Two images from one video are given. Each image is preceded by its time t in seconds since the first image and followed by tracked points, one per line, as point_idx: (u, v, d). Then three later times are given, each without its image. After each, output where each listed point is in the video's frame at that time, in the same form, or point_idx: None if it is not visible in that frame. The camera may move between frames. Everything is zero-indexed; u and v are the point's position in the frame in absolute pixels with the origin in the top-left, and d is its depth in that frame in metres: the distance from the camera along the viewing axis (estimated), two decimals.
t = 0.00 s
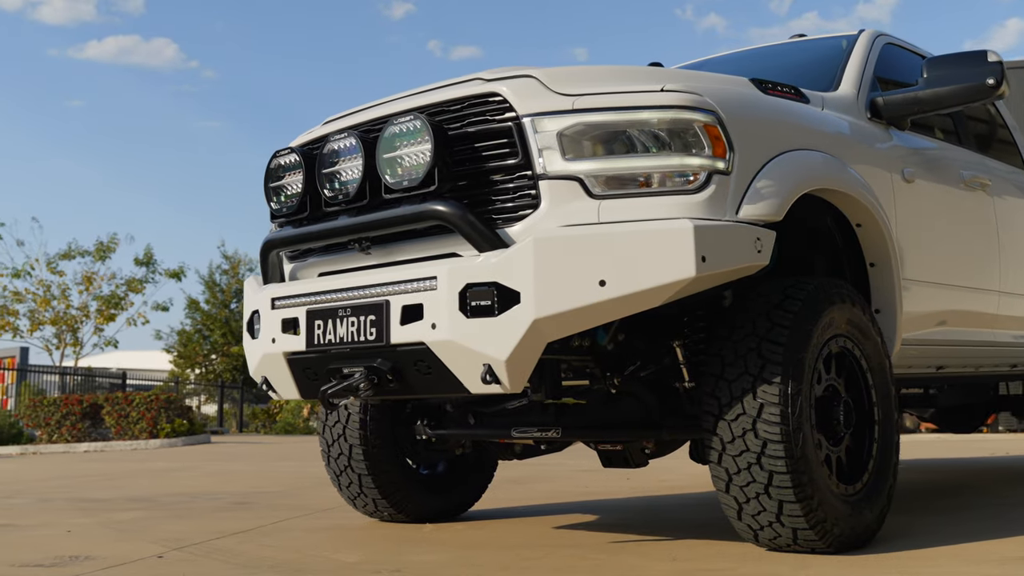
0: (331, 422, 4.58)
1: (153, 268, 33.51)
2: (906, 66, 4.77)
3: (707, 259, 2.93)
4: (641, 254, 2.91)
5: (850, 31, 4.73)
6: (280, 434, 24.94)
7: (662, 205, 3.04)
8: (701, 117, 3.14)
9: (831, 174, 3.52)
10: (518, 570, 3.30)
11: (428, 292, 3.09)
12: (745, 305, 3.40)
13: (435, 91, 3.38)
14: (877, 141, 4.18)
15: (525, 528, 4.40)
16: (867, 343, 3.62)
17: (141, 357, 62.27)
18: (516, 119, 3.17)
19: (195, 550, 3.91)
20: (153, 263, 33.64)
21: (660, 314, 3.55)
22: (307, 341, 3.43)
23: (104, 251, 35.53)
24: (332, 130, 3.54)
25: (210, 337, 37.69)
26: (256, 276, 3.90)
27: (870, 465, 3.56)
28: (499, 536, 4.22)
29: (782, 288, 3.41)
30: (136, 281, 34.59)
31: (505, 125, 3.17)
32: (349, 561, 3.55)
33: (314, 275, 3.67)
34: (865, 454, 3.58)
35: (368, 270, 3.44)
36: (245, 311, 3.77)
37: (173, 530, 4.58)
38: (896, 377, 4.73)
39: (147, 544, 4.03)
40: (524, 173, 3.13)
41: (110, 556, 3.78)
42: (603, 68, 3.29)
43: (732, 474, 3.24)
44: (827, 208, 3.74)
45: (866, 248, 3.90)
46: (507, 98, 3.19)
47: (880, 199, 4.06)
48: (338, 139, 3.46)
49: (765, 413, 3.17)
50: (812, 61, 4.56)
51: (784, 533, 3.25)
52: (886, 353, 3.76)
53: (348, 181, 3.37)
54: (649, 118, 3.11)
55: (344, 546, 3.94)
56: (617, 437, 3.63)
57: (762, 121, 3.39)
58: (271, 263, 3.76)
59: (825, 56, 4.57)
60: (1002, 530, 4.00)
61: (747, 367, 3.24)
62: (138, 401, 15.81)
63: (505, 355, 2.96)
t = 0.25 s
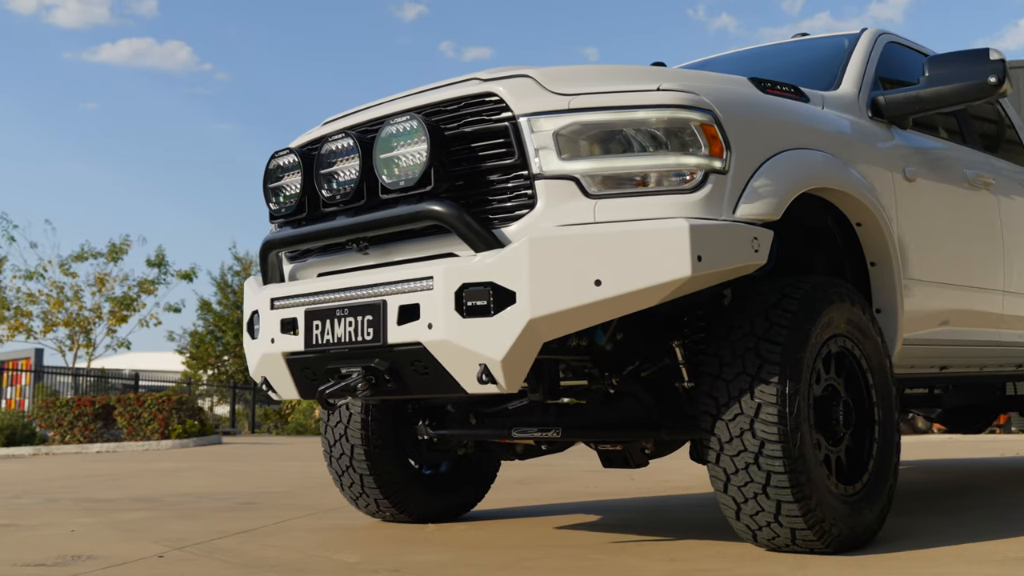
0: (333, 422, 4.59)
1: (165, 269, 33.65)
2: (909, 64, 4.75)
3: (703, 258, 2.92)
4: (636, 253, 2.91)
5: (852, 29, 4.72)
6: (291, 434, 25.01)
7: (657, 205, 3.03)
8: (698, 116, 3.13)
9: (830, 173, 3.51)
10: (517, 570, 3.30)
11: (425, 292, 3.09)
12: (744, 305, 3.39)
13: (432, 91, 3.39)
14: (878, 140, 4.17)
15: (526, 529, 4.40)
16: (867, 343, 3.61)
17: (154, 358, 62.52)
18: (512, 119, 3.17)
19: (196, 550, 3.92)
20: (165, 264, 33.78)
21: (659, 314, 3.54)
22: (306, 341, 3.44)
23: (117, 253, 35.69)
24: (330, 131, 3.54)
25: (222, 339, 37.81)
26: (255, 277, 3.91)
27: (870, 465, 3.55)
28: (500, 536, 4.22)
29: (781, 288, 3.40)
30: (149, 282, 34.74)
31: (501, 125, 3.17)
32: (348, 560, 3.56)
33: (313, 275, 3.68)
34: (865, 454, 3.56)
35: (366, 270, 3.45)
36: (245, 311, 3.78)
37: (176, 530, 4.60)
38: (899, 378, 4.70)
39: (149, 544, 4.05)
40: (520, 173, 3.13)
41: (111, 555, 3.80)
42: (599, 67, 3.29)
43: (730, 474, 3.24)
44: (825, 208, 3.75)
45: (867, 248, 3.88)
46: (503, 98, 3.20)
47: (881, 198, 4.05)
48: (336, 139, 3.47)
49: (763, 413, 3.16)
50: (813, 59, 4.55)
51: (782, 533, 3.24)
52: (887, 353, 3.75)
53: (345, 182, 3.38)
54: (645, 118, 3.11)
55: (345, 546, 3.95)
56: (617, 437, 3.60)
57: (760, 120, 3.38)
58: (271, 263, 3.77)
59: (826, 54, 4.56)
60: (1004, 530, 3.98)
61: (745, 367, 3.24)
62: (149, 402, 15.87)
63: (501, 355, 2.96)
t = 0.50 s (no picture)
0: (335, 422, 4.60)
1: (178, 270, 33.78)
2: (911, 62, 4.73)
3: (699, 258, 2.92)
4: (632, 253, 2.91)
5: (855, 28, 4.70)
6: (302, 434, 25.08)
7: (654, 204, 3.03)
8: (695, 115, 3.13)
9: (829, 172, 3.50)
10: (515, 569, 3.30)
11: (422, 292, 3.10)
12: (742, 305, 3.38)
13: (430, 92, 3.40)
14: (880, 139, 4.15)
15: (528, 529, 4.40)
16: (868, 343, 3.60)
17: (167, 359, 62.78)
18: (509, 119, 3.18)
19: (198, 550, 3.94)
20: (177, 265, 33.91)
21: (658, 313, 3.53)
22: (305, 342, 3.45)
23: (130, 254, 35.81)
24: (329, 131, 3.56)
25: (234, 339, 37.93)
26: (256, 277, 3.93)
27: (870, 465, 3.54)
28: (502, 536, 4.22)
29: (780, 288, 3.39)
30: (161, 284, 34.88)
31: (497, 125, 3.18)
32: (348, 560, 3.57)
33: (312, 275, 3.69)
34: (865, 454, 3.55)
35: (364, 270, 3.46)
36: (246, 311, 3.80)
37: (180, 530, 4.62)
38: (902, 378, 4.69)
39: (152, 543, 4.07)
40: (517, 173, 3.13)
41: (114, 555, 3.82)
42: (596, 67, 3.29)
43: (729, 474, 3.23)
44: (826, 207, 3.74)
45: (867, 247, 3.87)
46: (500, 98, 3.20)
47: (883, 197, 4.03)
48: (334, 140, 3.48)
49: (761, 413, 3.16)
50: (816, 58, 4.54)
51: (781, 533, 3.24)
52: (888, 353, 3.73)
53: (343, 182, 3.39)
54: (641, 117, 3.11)
55: (346, 545, 3.96)
56: (617, 437, 3.58)
57: (758, 119, 3.38)
58: (271, 263, 3.78)
59: (828, 53, 4.54)
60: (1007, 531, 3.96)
61: (743, 367, 3.23)
62: (161, 403, 15.91)
63: (497, 355, 2.96)
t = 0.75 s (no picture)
0: (338, 422, 4.61)
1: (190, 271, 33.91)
2: (915, 61, 4.71)
3: (696, 258, 2.91)
4: (628, 253, 2.91)
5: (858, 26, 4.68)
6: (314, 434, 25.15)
7: (651, 204, 3.03)
8: (693, 114, 3.12)
9: (828, 171, 3.49)
10: (514, 570, 3.30)
11: (419, 292, 3.11)
12: (741, 305, 3.37)
13: (428, 92, 3.40)
14: (882, 138, 4.14)
15: (530, 528, 4.40)
16: (868, 342, 3.58)
17: (180, 359, 63.05)
18: (506, 119, 3.18)
19: (200, 549, 3.96)
20: (189, 266, 34.04)
21: (657, 313, 3.53)
22: (305, 342, 3.46)
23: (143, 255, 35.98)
24: (328, 132, 3.57)
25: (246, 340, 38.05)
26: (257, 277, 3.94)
27: (870, 466, 3.52)
28: (503, 536, 4.22)
29: (779, 287, 3.38)
30: (173, 284, 35.03)
31: (495, 125, 3.18)
32: (348, 560, 3.58)
33: (312, 275, 3.70)
34: (866, 454, 3.54)
35: (363, 270, 3.46)
36: (247, 311, 3.81)
37: (184, 529, 4.64)
38: (905, 377, 4.67)
39: (155, 543, 4.08)
40: (514, 173, 3.13)
41: (116, 554, 3.84)
42: (594, 67, 3.29)
43: (727, 474, 3.22)
44: (826, 206, 3.71)
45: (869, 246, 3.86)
46: (497, 98, 3.20)
47: (884, 196, 4.02)
48: (333, 140, 3.49)
49: (759, 413, 3.15)
50: (818, 57, 4.52)
51: (780, 533, 3.23)
52: (889, 352, 3.72)
53: (342, 183, 3.40)
54: (638, 116, 3.10)
55: (347, 545, 3.97)
56: (616, 437, 3.57)
57: (757, 118, 3.37)
58: (271, 263, 3.79)
59: (830, 52, 4.53)
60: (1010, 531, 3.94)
61: (741, 366, 3.22)
62: (173, 403, 15.97)
63: (494, 355, 2.96)
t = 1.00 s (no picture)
0: (341, 422, 4.62)
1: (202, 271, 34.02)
2: (918, 59, 4.69)
3: (692, 257, 2.91)
4: (625, 252, 2.91)
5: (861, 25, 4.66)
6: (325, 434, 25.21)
7: (648, 203, 3.02)
8: (690, 114, 3.12)
9: (828, 170, 3.48)
10: (512, 569, 3.30)
11: (417, 292, 3.11)
12: (740, 305, 3.37)
13: (426, 92, 3.41)
14: (884, 136, 4.12)
15: (532, 528, 4.40)
16: (869, 342, 3.57)
17: (192, 359, 63.27)
18: (504, 119, 3.18)
19: (202, 549, 3.97)
20: (201, 266, 34.16)
21: (656, 313, 3.52)
22: (304, 342, 3.47)
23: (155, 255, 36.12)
24: (327, 133, 3.57)
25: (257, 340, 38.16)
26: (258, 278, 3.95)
27: (871, 466, 3.51)
28: (505, 536, 4.23)
29: (778, 287, 3.37)
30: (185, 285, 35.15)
31: (492, 125, 3.18)
32: (348, 559, 3.59)
33: (313, 275, 3.71)
34: (867, 455, 3.52)
35: (363, 270, 3.47)
36: (248, 312, 3.82)
37: (188, 528, 4.66)
38: (909, 377, 4.65)
39: (157, 543, 4.10)
40: (512, 173, 3.13)
41: (119, 554, 3.86)
42: (592, 67, 3.29)
43: (726, 474, 3.21)
44: (829, 206, 3.72)
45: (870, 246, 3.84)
46: (494, 98, 3.21)
47: (886, 195, 4.00)
48: (332, 141, 3.50)
49: (758, 412, 3.14)
50: (821, 56, 4.51)
51: (780, 533, 3.22)
52: (892, 352, 3.70)
53: (341, 183, 3.41)
54: (635, 116, 3.10)
55: (348, 545, 3.98)
56: (616, 437, 3.56)
57: (756, 117, 3.36)
58: (272, 264, 3.80)
59: (833, 50, 4.51)
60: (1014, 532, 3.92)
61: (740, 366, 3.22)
62: (185, 403, 16.05)
63: (491, 355, 2.97)
